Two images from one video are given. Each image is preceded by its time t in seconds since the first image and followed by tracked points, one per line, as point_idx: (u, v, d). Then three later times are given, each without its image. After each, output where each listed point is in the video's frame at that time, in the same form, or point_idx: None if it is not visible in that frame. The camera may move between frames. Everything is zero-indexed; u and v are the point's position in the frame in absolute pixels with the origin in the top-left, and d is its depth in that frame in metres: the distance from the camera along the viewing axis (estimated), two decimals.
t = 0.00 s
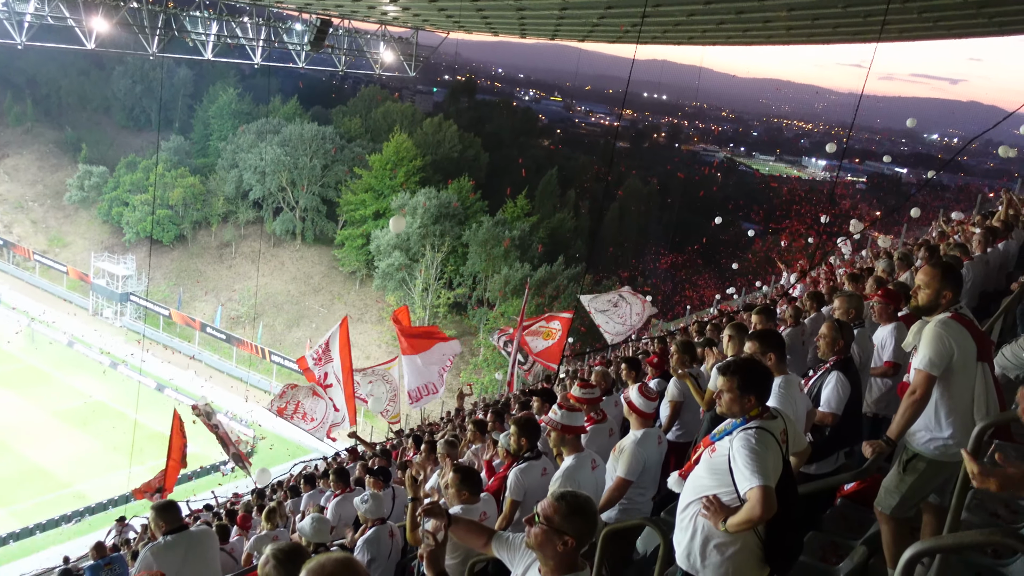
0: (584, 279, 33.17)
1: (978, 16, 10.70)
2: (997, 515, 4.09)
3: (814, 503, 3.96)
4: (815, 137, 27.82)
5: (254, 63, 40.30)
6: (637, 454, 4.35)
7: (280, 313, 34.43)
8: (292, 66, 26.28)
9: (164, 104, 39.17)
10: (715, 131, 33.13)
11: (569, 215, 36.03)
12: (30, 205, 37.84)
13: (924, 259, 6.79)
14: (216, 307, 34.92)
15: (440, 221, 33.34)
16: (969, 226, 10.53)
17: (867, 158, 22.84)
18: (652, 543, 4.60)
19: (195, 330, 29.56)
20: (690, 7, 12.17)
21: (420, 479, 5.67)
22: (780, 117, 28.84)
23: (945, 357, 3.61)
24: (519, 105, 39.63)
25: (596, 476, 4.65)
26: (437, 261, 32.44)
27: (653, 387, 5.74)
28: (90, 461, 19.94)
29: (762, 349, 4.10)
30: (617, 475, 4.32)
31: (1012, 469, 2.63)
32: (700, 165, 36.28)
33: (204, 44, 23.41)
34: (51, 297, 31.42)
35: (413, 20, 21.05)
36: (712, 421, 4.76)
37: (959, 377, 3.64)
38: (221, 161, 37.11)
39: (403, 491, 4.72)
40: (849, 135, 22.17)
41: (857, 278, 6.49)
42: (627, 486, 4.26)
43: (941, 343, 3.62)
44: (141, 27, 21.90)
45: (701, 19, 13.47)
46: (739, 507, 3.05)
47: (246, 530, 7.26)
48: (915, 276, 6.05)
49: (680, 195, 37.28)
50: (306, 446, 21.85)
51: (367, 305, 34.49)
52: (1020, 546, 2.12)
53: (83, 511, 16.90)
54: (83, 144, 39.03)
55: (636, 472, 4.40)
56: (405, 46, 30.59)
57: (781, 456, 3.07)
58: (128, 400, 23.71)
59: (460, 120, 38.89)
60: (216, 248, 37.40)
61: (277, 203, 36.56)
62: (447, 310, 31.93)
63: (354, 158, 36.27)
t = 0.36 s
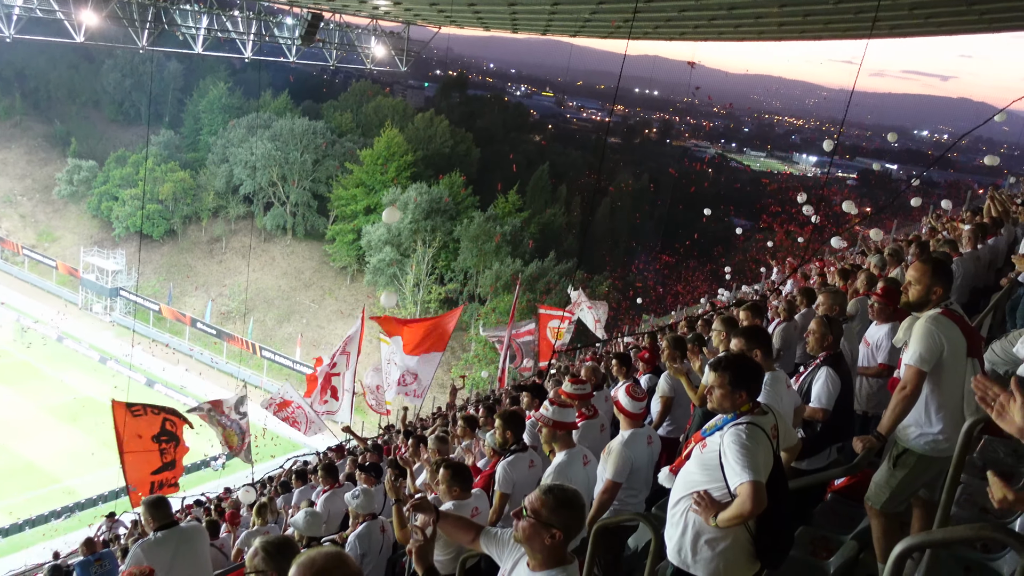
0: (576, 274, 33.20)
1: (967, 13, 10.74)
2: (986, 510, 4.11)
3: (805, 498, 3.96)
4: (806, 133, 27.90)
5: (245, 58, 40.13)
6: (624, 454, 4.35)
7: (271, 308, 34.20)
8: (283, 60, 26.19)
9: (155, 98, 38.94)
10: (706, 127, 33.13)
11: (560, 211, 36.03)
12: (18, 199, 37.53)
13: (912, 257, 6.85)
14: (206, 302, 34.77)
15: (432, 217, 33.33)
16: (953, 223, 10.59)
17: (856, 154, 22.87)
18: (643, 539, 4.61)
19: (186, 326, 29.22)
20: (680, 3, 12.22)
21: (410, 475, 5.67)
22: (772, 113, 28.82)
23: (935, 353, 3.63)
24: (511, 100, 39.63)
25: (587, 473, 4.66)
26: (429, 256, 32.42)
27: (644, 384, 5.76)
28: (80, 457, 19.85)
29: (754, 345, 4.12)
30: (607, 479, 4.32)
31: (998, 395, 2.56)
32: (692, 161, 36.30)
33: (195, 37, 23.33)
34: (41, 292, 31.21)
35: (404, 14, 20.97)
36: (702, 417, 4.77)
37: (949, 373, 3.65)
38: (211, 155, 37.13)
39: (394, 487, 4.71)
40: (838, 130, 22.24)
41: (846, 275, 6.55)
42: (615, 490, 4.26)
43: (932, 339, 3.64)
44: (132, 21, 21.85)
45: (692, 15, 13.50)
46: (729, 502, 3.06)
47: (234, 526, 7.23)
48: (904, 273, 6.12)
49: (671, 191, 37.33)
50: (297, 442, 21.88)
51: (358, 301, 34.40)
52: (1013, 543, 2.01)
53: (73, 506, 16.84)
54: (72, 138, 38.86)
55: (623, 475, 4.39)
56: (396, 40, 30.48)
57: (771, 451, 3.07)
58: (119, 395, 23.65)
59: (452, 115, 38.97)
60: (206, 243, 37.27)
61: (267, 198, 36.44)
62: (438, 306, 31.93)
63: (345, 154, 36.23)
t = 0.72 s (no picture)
0: (568, 273, 33.19)
1: (960, 13, 10.75)
2: (978, 509, 4.12)
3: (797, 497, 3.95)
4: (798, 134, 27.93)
5: (238, 55, 40.15)
6: (618, 456, 4.33)
7: (263, 306, 34.10)
8: (276, 58, 26.07)
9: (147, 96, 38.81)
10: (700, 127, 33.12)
11: (554, 210, 36.04)
12: (9, 196, 37.33)
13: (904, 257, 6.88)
14: (198, 300, 34.63)
15: (425, 215, 33.32)
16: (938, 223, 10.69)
17: (847, 154, 22.88)
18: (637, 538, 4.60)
19: (177, 323, 29.66)
20: (673, 2, 12.23)
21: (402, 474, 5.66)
22: (765, 113, 28.85)
23: (928, 352, 3.63)
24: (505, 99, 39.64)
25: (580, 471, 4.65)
26: (422, 255, 32.40)
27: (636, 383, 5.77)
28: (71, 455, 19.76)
29: (747, 344, 4.11)
30: (599, 479, 4.32)
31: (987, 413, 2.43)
32: (685, 160, 36.33)
33: (188, 34, 23.24)
34: (32, 289, 31.08)
35: (397, 12, 20.94)
36: (696, 416, 4.76)
37: (942, 372, 3.65)
38: (203, 153, 37.27)
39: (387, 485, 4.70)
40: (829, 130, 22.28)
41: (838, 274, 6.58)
42: (608, 491, 4.24)
43: (924, 338, 3.65)
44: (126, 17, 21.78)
45: (686, 14, 13.50)
46: (721, 501, 3.05)
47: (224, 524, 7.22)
48: (895, 273, 6.14)
49: (665, 190, 37.35)
50: (290, 440, 21.88)
51: (351, 299, 34.35)
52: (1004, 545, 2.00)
53: (63, 505, 16.76)
54: (63, 135, 38.72)
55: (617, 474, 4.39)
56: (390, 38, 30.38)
57: (764, 450, 3.07)
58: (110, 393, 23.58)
59: (445, 113, 38.94)
60: (199, 241, 37.17)
61: (260, 195, 36.48)
62: (431, 305, 31.91)
63: (338, 152, 36.22)
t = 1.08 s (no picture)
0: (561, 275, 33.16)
1: (953, 17, 10.79)
2: (969, 512, 4.13)
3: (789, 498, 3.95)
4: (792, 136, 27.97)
5: (231, 54, 40.15)
6: (612, 458, 4.32)
7: (256, 306, 33.96)
8: (270, 57, 25.92)
9: (139, 95, 38.68)
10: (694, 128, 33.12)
11: (547, 211, 36.03)
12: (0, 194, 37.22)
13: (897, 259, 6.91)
14: (190, 300, 34.48)
15: (418, 215, 33.31)
16: (926, 226, 10.71)
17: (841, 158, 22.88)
18: (630, 539, 4.59)
19: (169, 322, 29.45)
20: (670, 5, 12.23)
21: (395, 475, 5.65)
22: (758, 114, 28.91)
23: (921, 353, 3.63)
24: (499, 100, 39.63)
25: (573, 473, 4.64)
26: (414, 256, 32.36)
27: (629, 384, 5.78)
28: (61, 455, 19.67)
29: (739, 345, 4.11)
30: (593, 480, 4.31)
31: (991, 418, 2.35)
32: (680, 161, 36.32)
33: (181, 33, 23.12)
34: (23, 287, 30.99)
35: (391, 12, 20.95)
36: (689, 417, 4.76)
37: (934, 374, 3.65)
38: (196, 152, 37.23)
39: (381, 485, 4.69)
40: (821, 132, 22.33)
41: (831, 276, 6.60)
42: (602, 492, 4.22)
43: (917, 339, 3.64)
44: (119, 16, 21.72)
45: (679, 17, 13.53)
46: (714, 501, 3.05)
47: (215, 525, 7.19)
48: (887, 276, 6.17)
49: (659, 191, 37.35)
50: (282, 441, 21.84)
51: (344, 299, 34.29)
52: (997, 545, 1.95)
53: (53, 505, 16.69)
54: (55, 134, 38.62)
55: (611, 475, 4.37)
56: (383, 38, 30.22)
57: (756, 452, 3.07)
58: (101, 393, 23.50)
59: (439, 114, 38.90)
60: (191, 240, 37.05)
61: (253, 194, 36.36)
62: (424, 305, 31.87)
63: (331, 152, 36.20)
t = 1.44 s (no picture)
0: (555, 275, 33.15)
1: (946, 19, 10.81)
2: (962, 513, 4.13)
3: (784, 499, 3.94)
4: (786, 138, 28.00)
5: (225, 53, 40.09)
6: (607, 458, 4.31)
7: (249, 305, 33.90)
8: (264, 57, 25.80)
9: (133, 94, 38.58)
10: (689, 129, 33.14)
11: (542, 211, 36.04)
12: None
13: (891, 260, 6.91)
14: (184, 299, 34.41)
15: (412, 216, 33.25)
16: (915, 228, 10.76)
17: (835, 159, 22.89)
18: (624, 539, 4.59)
19: (163, 322, 29.34)
20: (664, 5, 12.22)
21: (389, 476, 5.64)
22: (752, 116, 28.93)
23: (915, 355, 3.63)
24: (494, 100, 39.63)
25: (568, 474, 4.63)
26: (408, 256, 32.35)
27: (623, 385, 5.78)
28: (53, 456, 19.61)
29: (734, 345, 4.10)
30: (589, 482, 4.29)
31: (987, 399, 2.36)
32: (675, 162, 36.34)
33: (175, 33, 22.97)
34: (16, 287, 30.90)
35: (386, 12, 20.89)
36: (682, 418, 4.76)
37: (928, 375, 3.65)
38: (190, 151, 37.15)
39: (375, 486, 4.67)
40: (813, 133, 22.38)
41: (824, 277, 6.61)
42: (598, 495, 4.21)
43: (911, 341, 3.64)
44: (112, 15, 21.60)
45: (672, 17, 13.55)
46: (708, 502, 3.04)
47: (207, 525, 7.18)
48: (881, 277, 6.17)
49: (653, 192, 37.38)
50: (275, 441, 21.83)
51: (337, 299, 34.27)
52: (991, 544, 1.94)
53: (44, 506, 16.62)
54: (48, 133, 38.52)
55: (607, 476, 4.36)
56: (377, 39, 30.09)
57: (750, 453, 3.06)
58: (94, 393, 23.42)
59: (434, 114, 38.91)
60: (185, 240, 36.97)
61: (246, 194, 36.31)
62: (418, 306, 31.86)
63: (325, 152, 36.17)
